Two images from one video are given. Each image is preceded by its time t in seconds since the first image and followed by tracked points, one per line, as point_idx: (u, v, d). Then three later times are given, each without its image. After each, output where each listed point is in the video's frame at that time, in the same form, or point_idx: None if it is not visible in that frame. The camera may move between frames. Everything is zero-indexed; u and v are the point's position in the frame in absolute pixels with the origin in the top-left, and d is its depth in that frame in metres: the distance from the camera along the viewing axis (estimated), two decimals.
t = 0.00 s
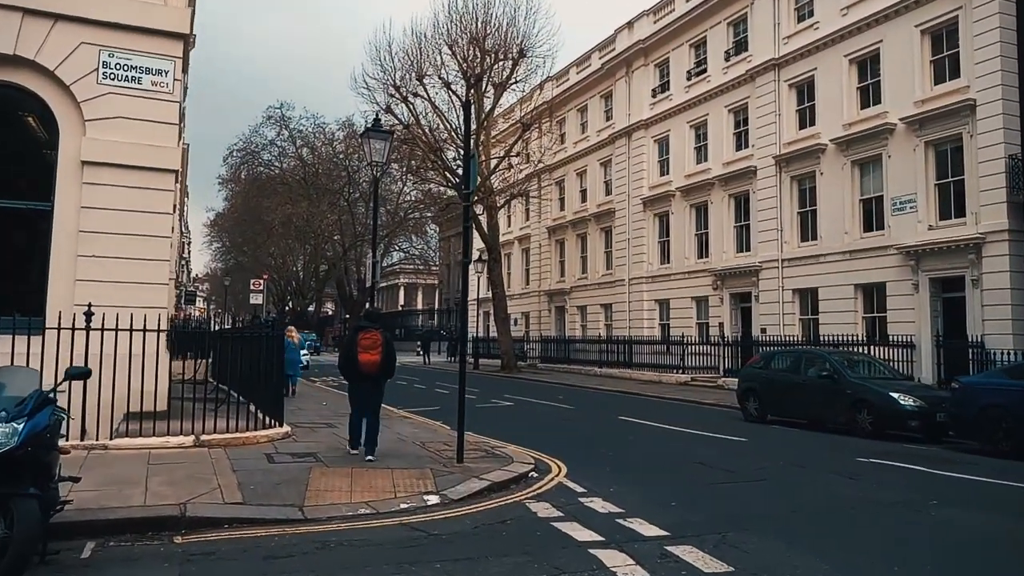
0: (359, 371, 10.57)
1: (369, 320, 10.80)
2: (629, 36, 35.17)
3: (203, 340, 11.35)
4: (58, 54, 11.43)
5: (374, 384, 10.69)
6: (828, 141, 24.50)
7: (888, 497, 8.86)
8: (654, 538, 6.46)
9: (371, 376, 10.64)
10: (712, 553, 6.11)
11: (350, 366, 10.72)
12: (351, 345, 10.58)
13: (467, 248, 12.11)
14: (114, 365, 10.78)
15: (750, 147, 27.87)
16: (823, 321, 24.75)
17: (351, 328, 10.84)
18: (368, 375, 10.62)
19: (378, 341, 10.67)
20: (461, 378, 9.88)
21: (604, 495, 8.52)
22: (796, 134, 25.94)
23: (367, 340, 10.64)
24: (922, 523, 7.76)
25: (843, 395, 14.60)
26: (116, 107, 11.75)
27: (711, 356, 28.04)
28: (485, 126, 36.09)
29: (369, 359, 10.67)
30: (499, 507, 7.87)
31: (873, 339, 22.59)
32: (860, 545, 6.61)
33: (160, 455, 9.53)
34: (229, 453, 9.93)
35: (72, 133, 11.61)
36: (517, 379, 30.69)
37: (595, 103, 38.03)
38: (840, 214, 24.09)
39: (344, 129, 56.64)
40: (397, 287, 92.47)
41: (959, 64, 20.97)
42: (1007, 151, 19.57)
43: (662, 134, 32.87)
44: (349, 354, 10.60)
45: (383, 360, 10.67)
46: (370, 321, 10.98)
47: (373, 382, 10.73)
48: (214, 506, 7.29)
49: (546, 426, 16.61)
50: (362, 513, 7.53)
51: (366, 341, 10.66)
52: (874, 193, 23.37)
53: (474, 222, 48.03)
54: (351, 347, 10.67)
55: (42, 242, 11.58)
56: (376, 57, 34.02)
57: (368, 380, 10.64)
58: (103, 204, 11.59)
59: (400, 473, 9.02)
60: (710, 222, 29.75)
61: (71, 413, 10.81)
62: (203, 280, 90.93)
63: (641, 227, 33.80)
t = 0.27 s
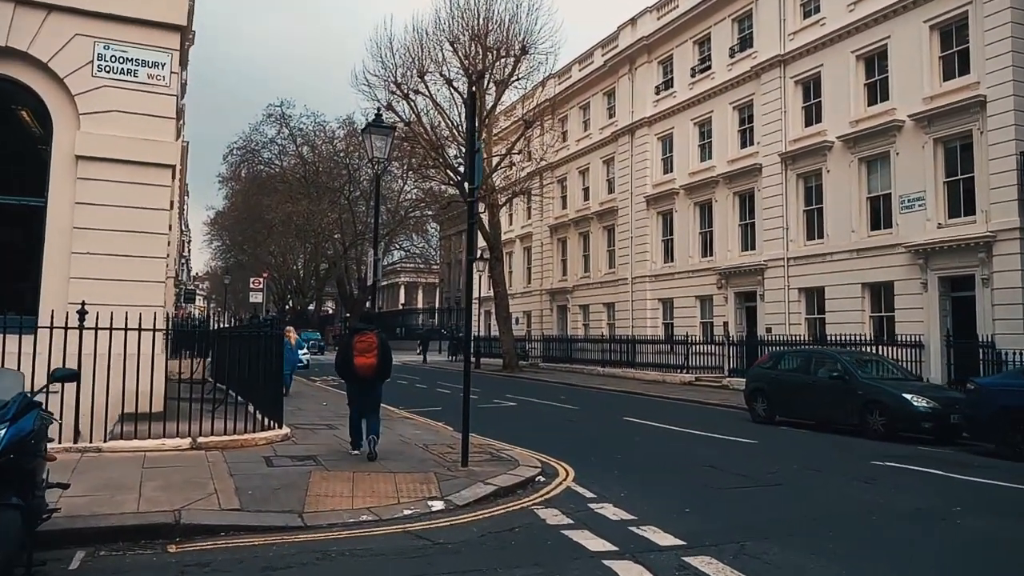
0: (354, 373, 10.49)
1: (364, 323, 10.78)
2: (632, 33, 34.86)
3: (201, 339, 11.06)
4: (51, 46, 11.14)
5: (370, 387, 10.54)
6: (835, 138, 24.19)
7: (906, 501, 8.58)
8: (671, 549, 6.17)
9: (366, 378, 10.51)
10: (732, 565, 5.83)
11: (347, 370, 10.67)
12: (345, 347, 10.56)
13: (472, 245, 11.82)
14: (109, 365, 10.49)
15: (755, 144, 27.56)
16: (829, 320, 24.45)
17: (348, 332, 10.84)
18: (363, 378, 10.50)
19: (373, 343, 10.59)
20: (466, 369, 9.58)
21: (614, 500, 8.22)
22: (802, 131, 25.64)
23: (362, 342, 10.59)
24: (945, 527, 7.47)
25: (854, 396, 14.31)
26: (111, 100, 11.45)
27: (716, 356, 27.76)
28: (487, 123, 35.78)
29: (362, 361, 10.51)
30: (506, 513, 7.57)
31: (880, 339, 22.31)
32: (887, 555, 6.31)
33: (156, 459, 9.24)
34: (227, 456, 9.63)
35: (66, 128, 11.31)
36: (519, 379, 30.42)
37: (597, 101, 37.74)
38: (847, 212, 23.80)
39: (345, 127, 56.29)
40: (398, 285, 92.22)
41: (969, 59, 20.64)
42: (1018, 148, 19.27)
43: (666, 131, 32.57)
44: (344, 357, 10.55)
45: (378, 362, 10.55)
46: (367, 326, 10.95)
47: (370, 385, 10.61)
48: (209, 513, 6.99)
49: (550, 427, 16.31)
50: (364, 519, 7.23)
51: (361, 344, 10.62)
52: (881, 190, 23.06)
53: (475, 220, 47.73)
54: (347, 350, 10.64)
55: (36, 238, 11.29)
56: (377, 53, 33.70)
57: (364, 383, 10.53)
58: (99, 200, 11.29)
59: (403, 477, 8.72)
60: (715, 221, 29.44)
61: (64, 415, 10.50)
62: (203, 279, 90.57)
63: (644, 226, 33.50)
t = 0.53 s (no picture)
0: (355, 370, 10.23)
1: (367, 320, 10.59)
2: (637, 31, 34.50)
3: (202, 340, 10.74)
4: (47, 38, 10.83)
5: (373, 385, 10.30)
6: (845, 136, 23.83)
7: (933, 509, 8.23)
8: (694, 563, 5.84)
9: (367, 376, 10.26)
10: None
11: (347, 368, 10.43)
12: (346, 344, 10.35)
13: (480, 243, 11.51)
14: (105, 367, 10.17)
15: (763, 142, 27.22)
16: (839, 321, 24.09)
17: (349, 330, 10.64)
18: (364, 375, 10.24)
19: (374, 340, 10.38)
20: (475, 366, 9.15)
21: (630, 509, 7.88)
22: (810, 129, 25.30)
23: (363, 339, 10.39)
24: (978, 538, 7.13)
25: (869, 398, 13.97)
26: (109, 94, 11.14)
27: (723, 357, 27.43)
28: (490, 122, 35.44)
29: (364, 358, 10.27)
30: (518, 523, 7.23)
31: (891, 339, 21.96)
32: (923, 567, 5.98)
33: (153, 465, 8.90)
34: (226, 461, 9.30)
35: (61, 122, 11.00)
36: (523, 380, 30.10)
37: (602, 100, 37.40)
38: (857, 211, 23.46)
39: (348, 127, 55.95)
40: (400, 285, 91.94)
41: (982, 55, 20.27)
42: None
43: (671, 130, 32.24)
44: (346, 355, 10.31)
45: (380, 359, 10.30)
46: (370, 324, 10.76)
47: (371, 383, 10.36)
48: (208, 522, 6.67)
49: (558, 430, 15.97)
50: (369, 529, 6.90)
51: (363, 341, 10.41)
52: (892, 189, 22.69)
53: (478, 220, 47.42)
54: (348, 347, 10.42)
55: (31, 236, 10.98)
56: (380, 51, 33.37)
57: (364, 380, 10.27)
58: (95, 197, 10.98)
59: (409, 484, 8.38)
60: (721, 220, 29.10)
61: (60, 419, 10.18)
62: (205, 279, 90.33)
63: (649, 225, 33.15)
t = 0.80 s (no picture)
0: (361, 373, 10.02)
1: (374, 324, 10.42)
2: (642, 30, 34.24)
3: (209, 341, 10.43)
4: (45, 31, 10.59)
5: (379, 389, 10.08)
6: (854, 135, 23.56)
7: (960, 515, 7.95)
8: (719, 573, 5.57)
9: (374, 379, 10.03)
10: None
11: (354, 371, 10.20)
12: (354, 346, 10.14)
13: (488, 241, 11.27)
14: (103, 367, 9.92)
15: (770, 141, 26.95)
16: (848, 322, 23.81)
17: (357, 334, 10.42)
18: (371, 378, 10.02)
19: (382, 344, 10.17)
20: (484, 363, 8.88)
21: (646, 515, 7.61)
22: (818, 128, 25.02)
23: (372, 342, 10.18)
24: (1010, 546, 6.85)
25: (884, 400, 13.69)
26: (108, 89, 10.90)
27: (729, 358, 27.15)
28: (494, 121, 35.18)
29: (371, 362, 10.04)
30: (532, 530, 6.96)
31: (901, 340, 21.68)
32: (958, 574, 5.71)
33: (151, 469, 8.62)
34: (229, 465, 9.03)
35: (60, 118, 10.75)
36: (528, 381, 29.83)
37: (606, 99, 37.15)
38: (866, 211, 23.18)
39: (350, 127, 55.74)
40: (402, 286, 91.72)
41: (994, 52, 19.99)
42: None
43: (677, 129, 31.98)
44: (353, 358, 10.09)
45: (387, 363, 10.09)
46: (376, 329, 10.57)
47: (377, 387, 10.13)
48: (209, 530, 6.41)
49: (565, 433, 15.70)
50: (377, 537, 6.63)
51: (370, 344, 10.20)
52: (902, 188, 22.41)
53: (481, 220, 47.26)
54: (355, 350, 10.21)
55: (30, 235, 10.72)
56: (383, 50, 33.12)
57: (370, 384, 10.03)
58: (95, 193, 10.74)
59: (418, 489, 8.11)
60: (727, 220, 28.83)
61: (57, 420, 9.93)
62: (207, 280, 90.12)
63: (654, 225, 32.89)
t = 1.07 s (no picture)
0: (365, 370, 9.95)
1: (377, 321, 10.36)
2: (646, 25, 33.85)
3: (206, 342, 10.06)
4: (36, 21, 10.22)
5: (382, 387, 10.00)
6: (863, 131, 23.18)
7: (994, 525, 7.56)
8: None
9: (377, 376, 9.95)
10: None
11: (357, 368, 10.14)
12: (357, 343, 10.07)
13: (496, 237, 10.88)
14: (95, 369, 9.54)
15: (777, 138, 26.57)
16: (857, 321, 23.43)
17: (359, 331, 10.36)
18: (374, 375, 9.95)
19: (385, 340, 10.11)
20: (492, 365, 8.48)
21: (665, 525, 7.22)
22: (827, 124, 24.63)
23: (374, 339, 10.12)
24: None
25: (901, 402, 13.32)
26: (102, 81, 10.52)
27: (736, 358, 26.77)
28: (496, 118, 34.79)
29: (374, 358, 9.98)
30: (545, 542, 6.58)
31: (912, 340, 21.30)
32: None
33: (145, 476, 8.24)
34: (227, 472, 8.65)
35: (51, 110, 10.38)
36: (531, 382, 29.45)
37: (609, 96, 36.77)
38: (876, 208, 22.80)
39: (351, 125, 55.36)
40: (403, 286, 91.35)
41: (1009, 46, 19.58)
42: None
43: (682, 126, 31.59)
44: (355, 355, 10.02)
45: (391, 360, 10.02)
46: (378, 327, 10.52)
47: (381, 385, 10.05)
48: (204, 542, 6.03)
49: (572, 435, 15.32)
50: (382, 550, 6.25)
51: (373, 342, 10.14)
52: (914, 184, 22.02)
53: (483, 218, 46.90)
54: (357, 347, 10.15)
55: (20, 232, 10.35)
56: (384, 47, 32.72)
57: (374, 381, 9.95)
58: (88, 189, 10.36)
59: (424, 497, 7.73)
60: (734, 218, 28.45)
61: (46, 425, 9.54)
62: (208, 280, 89.75)
63: (659, 224, 32.49)
